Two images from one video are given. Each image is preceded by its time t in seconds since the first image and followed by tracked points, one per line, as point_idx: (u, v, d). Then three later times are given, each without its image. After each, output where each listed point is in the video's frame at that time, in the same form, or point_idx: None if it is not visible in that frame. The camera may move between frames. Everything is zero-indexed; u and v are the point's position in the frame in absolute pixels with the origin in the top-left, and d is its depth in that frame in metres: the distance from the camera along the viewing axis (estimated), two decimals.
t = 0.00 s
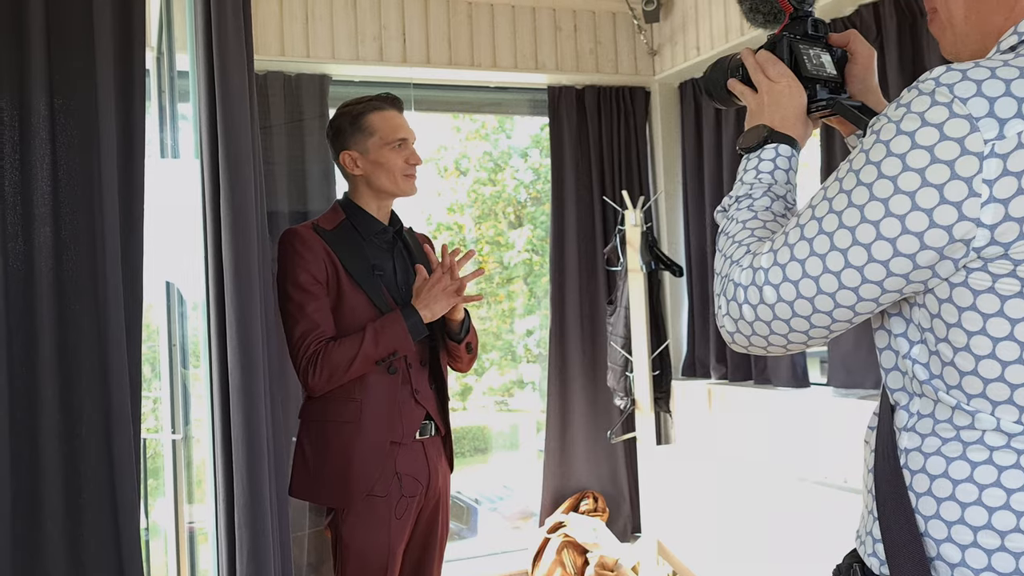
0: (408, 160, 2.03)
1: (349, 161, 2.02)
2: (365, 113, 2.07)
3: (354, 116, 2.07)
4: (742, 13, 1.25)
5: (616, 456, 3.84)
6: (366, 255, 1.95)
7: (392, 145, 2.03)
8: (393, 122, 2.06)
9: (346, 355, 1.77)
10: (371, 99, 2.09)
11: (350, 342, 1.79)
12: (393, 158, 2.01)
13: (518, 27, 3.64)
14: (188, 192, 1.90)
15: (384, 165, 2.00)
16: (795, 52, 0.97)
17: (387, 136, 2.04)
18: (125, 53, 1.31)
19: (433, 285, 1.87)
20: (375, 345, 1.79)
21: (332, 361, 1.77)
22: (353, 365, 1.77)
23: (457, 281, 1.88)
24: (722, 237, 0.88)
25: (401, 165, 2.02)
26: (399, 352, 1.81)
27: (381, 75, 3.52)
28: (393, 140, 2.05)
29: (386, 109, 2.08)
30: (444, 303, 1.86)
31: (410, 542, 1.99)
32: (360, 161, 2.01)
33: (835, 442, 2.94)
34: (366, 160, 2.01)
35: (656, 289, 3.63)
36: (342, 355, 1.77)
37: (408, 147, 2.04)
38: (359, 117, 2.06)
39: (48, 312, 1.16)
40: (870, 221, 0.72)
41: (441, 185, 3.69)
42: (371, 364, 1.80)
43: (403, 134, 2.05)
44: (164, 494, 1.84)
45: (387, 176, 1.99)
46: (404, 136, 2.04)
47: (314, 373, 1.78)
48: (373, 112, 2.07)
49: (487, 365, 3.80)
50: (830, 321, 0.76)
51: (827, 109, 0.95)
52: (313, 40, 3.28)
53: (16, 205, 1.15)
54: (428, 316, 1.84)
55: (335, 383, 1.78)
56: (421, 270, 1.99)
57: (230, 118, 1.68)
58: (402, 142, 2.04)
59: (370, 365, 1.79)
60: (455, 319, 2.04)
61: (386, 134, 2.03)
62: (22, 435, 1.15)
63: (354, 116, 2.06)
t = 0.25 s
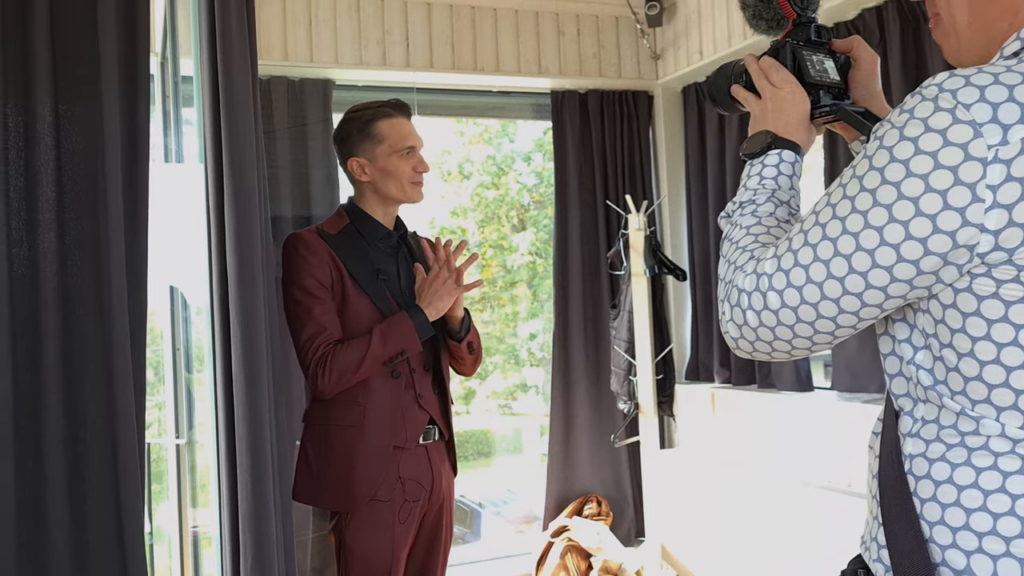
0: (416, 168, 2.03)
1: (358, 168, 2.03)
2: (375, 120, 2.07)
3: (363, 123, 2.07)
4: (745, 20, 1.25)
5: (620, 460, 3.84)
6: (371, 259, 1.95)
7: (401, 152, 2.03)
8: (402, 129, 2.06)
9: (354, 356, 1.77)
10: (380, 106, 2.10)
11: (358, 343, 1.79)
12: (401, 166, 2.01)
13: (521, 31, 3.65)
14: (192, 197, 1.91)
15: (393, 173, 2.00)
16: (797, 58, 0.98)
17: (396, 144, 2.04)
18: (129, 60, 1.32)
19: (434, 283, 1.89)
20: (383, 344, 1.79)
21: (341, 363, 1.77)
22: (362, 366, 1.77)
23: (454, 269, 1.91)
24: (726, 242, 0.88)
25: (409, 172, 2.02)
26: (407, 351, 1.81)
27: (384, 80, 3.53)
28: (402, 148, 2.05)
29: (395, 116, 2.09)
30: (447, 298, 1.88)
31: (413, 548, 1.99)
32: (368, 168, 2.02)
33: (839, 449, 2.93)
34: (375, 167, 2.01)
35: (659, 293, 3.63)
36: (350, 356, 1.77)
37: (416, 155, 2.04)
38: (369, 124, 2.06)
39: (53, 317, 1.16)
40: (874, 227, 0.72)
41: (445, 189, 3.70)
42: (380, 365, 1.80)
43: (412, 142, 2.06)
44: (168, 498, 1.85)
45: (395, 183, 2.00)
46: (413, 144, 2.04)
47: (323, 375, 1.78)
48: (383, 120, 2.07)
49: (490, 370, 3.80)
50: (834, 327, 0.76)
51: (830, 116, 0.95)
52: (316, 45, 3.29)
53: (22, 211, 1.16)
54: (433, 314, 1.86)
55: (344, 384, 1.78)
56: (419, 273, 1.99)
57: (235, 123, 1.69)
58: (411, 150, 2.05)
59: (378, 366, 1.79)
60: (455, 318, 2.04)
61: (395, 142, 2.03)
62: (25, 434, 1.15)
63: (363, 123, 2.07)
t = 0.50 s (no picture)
0: (421, 173, 2.04)
1: (363, 172, 2.03)
2: (380, 126, 2.09)
3: (368, 128, 2.09)
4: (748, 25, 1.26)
5: (622, 466, 3.84)
6: (375, 264, 1.95)
7: (406, 157, 2.04)
8: (407, 135, 2.07)
9: (358, 360, 1.78)
10: (386, 111, 2.11)
11: (361, 348, 1.79)
12: (406, 171, 2.02)
13: (524, 36, 3.66)
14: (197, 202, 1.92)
15: (398, 178, 2.01)
16: (800, 63, 0.99)
17: (401, 149, 2.05)
18: (135, 64, 1.32)
19: (434, 287, 1.90)
20: (386, 350, 1.79)
21: (344, 367, 1.77)
22: (365, 370, 1.77)
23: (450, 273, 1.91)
24: (730, 246, 0.88)
25: (413, 177, 2.03)
26: (410, 356, 1.82)
27: (387, 85, 3.54)
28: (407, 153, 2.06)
29: (401, 122, 2.10)
30: (448, 303, 1.88)
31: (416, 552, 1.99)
32: (373, 172, 2.02)
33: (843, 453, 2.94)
34: (381, 171, 2.01)
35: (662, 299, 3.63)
36: (353, 360, 1.77)
37: (422, 161, 2.05)
38: (375, 129, 2.08)
39: (58, 320, 1.17)
40: (878, 230, 0.72)
41: (447, 194, 3.71)
42: (383, 369, 1.80)
43: (417, 148, 2.07)
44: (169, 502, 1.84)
45: (400, 187, 2.00)
46: (418, 151, 2.06)
47: (326, 380, 1.78)
48: (388, 125, 2.09)
49: (493, 375, 3.80)
50: (838, 329, 0.77)
51: (834, 120, 0.95)
52: (320, 50, 3.30)
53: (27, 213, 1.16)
54: (435, 319, 1.86)
55: (348, 389, 1.78)
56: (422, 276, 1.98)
57: (239, 128, 1.69)
58: (416, 156, 2.06)
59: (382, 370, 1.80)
60: (459, 320, 2.03)
61: (401, 147, 2.04)
62: (29, 439, 1.15)
63: (369, 128, 2.08)
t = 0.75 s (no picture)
0: (408, 178, 2.02)
1: (357, 178, 2.07)
2: (372, 131, 2.08)
3: (362, 133, 2.09)
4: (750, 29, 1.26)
5: (625, 471, 3.84)
6: (380, 269, 1.96)
7: (392, 163, 2.03)
8: (395, 139, 2.06)
9: (365, 364, 1.78)
10: (379, 115, 2.10)
11: (369, 351, 1.80)
12: (392, 177, 2.01)
13: (527, 42, 3.67)
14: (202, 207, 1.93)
15: (384, 185, 2.02)
16: (803, 68, 0.99)
17: (387, 155, 2.04)
18: (141, 70, 1.32)
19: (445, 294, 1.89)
20: (394, 354, 1.80)
21: (352, 371, 1.78)
22: (372, 374, 1.78)
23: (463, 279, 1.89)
24: (733, 251, 0.88)
25: (402, 182, 2.01)
26: (417, 360, 1.82)
27: (391, 91, 3.55)
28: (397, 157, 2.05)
29: (391, 126, 2.08)
30: (458, 311, 1.88)
31: (419, 557, 1.99)
32: (364, 180, 2.05)
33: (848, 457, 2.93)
34: (370, 178, 2.04)
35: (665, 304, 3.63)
36: (361, 364, 1.78)
37: (408, 165, 2.03)
38: (365, 135, 2.08)
39: (64, 324, 1.17)
40: (881, 235, 0.73)
41: (450, 200, 3.72)
42: (390, 373, 1.81)
43: (404, 151, 2.05)
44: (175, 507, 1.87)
45: (385, 195, 2.01)
46: (404, 155, 2.03)
47: (334, 383, 1.79)
48: (377, 130, 2.08)
49: (496, 380, 3.80)
50: (842, 334, 0.77)
51: (836, 125, 0.96)
52: (324, 56, 3.32)
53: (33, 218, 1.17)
54: (444, 326, 1.87)
55: (354, 393, 1.79)
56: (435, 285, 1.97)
57: (244, 133, 1.70)
58: (404, 160, 2.04)
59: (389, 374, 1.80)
60: (466, 329, 2.04)
61: (386, 152, 2.04)
62: (35, 444, 1.16)
63: (362, 134, 2.09)
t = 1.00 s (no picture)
0: (407, 188, 2.03)
1: (358, 184, 2.09)
2: (375, 138, 2.08)
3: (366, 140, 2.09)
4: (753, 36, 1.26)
5: (629, 478, 3.83)
6: (379, 274, 1.97)
7: (392, 172, 2.04)
8: (396, 148, 2.06)
9: (357, 367, 1.78)
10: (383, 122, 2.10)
11: (360, 354, 1.80)
12: (390, 186, 2.02)
13: (531, 48, 3.68)
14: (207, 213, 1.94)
15: (382, 193, 2.03)
16: (805, 75, 0.99)
17: (387, 163, 2.05)
18: (147, 73, 1.32)
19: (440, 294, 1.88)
20: (385, 357, 1.80)
21: (344, 375, 1.78)
22: (364, 377, 1.78)
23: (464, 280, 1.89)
24: (736, 259, 0.89)
25: (400, 192, 2.02)
26: (411, 363, 1.82)
27: (395, 97, 3.56)
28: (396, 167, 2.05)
29: (392, 134, 2.08)
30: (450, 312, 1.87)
31: (423, 563, 1.99)
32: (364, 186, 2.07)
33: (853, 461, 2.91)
34: (370, 185, 2.05)
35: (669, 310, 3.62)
36: (352, 367, 1.78)
37: (407, 175, 2.03)
38: (368, 143, 2.08)
39: (69, 329, 1.18)
40: (884, 244, 0.73)
41: (454, 206, 3.72)
42: (382, 377, 1.81)
43: (404, 161, 2.05)
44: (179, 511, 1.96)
45: (383, 203, 2.02)
46: (403, 165, 2.04)
47: (326, 386, 1.79)
48: (379, 138, 2.08)
49: (499, 386, 3.80)
50: (845, 343, 0.77)
51: (839, 132, 0.96)
52: (328, 63, 3.33)
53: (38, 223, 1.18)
54: (435, 325, 1.86)
55: (346, 397, 1.79)
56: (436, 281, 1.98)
57: (249, 139, 1.71)
58: (403, 170, 2.04)
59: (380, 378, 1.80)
60: (464, 329, 2.02)
61: (387, 161, 2.04)
62: (39, 450, 1.17)
63: (365, 140, 2.09)
